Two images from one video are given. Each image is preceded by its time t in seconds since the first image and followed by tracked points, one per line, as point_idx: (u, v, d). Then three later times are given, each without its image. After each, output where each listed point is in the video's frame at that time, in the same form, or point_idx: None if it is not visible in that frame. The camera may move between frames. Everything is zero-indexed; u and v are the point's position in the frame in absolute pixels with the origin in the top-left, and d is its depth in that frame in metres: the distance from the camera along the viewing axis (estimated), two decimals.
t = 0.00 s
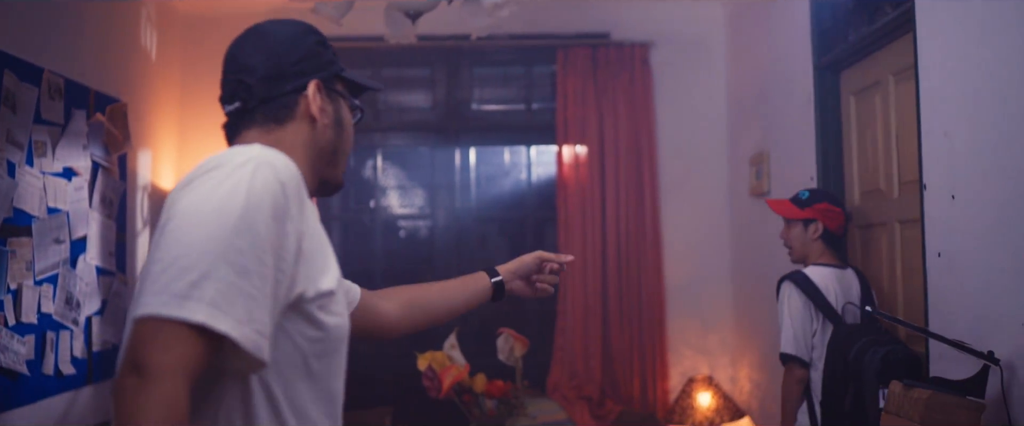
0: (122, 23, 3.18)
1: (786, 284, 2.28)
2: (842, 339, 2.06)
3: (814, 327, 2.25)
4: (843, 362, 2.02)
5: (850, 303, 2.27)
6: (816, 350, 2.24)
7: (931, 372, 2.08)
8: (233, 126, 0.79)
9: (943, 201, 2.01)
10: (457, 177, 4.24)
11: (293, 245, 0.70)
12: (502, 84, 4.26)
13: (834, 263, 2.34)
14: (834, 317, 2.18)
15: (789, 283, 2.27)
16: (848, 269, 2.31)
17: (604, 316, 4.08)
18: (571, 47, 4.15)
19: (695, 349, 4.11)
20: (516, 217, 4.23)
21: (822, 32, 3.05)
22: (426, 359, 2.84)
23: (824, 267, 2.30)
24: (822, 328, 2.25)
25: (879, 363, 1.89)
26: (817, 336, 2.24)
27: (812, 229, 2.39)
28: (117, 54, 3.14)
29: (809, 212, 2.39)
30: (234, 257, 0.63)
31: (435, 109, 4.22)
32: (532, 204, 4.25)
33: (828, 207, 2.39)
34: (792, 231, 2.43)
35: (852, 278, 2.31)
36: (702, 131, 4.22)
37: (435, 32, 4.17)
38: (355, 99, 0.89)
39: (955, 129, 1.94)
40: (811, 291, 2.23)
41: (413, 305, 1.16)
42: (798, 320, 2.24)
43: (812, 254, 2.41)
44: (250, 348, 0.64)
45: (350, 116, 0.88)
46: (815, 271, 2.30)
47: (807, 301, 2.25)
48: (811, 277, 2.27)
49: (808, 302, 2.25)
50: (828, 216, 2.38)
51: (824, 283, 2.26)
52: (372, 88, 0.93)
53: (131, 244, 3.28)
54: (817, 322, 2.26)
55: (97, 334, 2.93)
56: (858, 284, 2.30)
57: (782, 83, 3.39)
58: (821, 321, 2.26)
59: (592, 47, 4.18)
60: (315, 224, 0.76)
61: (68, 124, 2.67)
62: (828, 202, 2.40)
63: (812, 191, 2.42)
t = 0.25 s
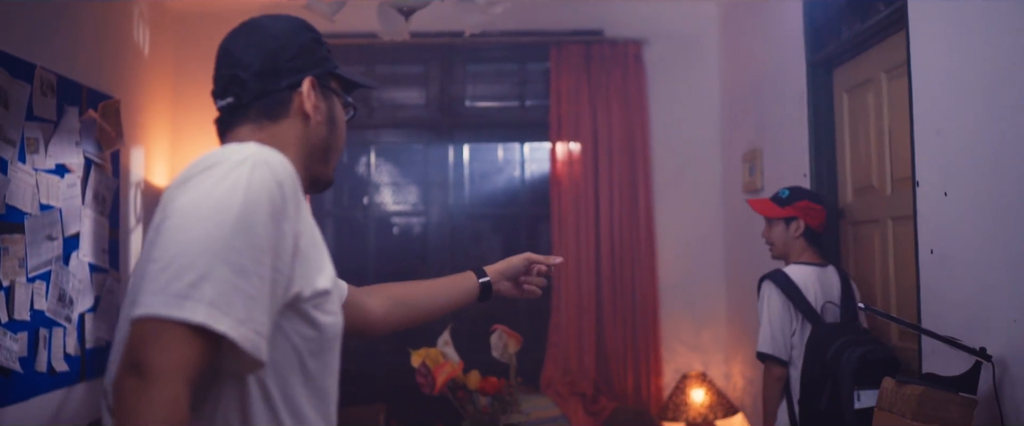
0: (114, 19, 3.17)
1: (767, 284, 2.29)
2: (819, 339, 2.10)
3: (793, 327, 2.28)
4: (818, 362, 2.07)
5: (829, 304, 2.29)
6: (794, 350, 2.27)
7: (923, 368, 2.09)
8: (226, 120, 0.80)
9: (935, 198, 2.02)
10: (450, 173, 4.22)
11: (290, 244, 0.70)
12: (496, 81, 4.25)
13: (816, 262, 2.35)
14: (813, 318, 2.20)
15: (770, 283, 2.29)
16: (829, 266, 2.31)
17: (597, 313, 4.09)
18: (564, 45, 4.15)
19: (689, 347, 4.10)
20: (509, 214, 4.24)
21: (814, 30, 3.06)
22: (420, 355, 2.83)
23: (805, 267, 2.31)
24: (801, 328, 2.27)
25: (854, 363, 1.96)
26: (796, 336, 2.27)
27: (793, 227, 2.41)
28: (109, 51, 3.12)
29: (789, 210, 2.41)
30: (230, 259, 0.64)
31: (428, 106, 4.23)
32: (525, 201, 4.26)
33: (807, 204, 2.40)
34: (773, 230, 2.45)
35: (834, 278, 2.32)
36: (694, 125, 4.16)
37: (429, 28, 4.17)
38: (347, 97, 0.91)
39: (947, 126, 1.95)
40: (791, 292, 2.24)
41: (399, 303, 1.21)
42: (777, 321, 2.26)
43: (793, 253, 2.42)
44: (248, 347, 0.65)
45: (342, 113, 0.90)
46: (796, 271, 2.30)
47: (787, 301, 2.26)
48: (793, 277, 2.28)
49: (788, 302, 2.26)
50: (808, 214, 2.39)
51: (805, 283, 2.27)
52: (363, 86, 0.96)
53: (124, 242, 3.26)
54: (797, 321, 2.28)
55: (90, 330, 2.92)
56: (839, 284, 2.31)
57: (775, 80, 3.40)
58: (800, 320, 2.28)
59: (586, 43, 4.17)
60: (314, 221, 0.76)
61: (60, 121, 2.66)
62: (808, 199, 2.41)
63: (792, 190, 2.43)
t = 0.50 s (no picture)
0: (107, 14, 3.15)
1: (744, 285, 2.32)
2: (798, 338, 2.13)
3: (773, 327, 2.29)
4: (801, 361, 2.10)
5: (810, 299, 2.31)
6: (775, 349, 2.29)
7: (916, 364, 2.10)
8: (215, 112, 0.78)
9: (928, 193, 2.02)
10: (445, 169, 4.24)
11: (291, 244, 0.70)
12: (491, 77, 4.26)
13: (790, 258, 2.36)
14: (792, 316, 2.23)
15: (747, 284, 2.31)
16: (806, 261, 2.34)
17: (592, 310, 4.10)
18: (559, 40, 4.15)
19: (683, 343, 4.13)
20: (503, 210, 4.24)
21: (809, 26, 3.06)
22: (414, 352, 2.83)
23: (780, 265, 2.33)
24: (780, 327, 2.29)
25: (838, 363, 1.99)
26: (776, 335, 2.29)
27: (762, 223, 2.41)
28: (102, 46, 3.11)
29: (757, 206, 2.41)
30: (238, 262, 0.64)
31: (423, 102, 4.21)
32: (519, 197, 4.25)
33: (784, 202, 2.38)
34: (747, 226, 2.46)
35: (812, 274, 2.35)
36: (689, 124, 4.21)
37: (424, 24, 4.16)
38: (337, 86, 0.88)
39: (940, 122, 1.96)
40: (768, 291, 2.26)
41: (382, 295, 1.15)
42: (758, 320, 2.28)
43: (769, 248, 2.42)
44: (257, 350, 0.65)
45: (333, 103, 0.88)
46: (773, 270, 2.33)
47: (764, 301, 2.29)
48: (771, 276, 2.30)
49: (766, 302, 2.29)
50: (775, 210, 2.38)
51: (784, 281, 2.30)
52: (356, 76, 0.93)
53: (117, 238, 3.25)
54: (776, 321, 2.30)
55: (83, 327, 2.91)
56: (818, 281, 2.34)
57: (769, 76, 3.41)
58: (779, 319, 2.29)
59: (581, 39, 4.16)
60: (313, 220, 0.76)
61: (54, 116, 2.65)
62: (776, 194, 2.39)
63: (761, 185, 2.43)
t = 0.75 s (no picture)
0: (101, 10, 3.14)
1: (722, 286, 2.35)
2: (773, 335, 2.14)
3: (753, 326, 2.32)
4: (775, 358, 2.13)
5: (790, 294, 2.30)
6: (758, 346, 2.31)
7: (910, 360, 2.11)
8: (209, 106, 0.78)
9: (923, 190, 2.03)
10: (440, 165, 4.22)
11: (290, 241, 0.70)
12: (485, 73, 4.24)
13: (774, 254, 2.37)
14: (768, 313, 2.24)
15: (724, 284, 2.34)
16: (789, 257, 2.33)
17: (586, 307, 4.11)
18: (554, 37, 4.15)
19: (677, 338, 4.15)
20: (497, 206, 4.23)
21: (803, 23, 3.06)
22: (408, 348, 2.82)
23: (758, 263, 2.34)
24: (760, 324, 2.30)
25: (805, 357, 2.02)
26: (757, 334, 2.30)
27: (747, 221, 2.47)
28: (96, 41, 3.09)
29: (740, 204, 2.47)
30: (236, 260, 0.64)
31: (417, 98, 4.20)
32: (513, 194, 4.25)
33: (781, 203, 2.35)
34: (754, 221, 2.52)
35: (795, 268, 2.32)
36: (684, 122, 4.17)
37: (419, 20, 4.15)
38: (329, 79, 0.88)
39: (934, 118, 1.96)
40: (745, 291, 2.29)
41: (371, 288, 1.13)
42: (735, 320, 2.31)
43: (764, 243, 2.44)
44: (257, 348, 0.65)
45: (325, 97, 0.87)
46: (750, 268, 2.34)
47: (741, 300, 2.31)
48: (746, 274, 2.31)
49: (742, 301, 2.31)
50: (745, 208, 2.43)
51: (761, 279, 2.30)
52: (348, 69, 0.92)
53: (111, 234, 3.24)
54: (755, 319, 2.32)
55: (76, 323, 2.90)
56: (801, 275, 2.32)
57: (763, 73, 3.41)
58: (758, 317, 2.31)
59: (576, 35, 4.16)
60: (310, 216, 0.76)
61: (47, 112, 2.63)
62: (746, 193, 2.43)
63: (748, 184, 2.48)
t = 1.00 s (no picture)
0: (98, 10, 3.14)
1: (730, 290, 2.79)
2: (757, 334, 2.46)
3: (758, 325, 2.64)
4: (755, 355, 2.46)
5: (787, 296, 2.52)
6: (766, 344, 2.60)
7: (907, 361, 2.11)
8: (211, 108, 0.78)
9: (919, 192, 2.03)
10: (437, 166, 4.22)
11: (292, 244, 0.70)
12: (480, 74, 4.22)
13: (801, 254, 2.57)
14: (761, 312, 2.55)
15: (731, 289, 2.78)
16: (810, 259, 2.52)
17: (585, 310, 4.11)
18: (551, 38, 4.14)
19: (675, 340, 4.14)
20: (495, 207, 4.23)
21: (800, 25, 3.07)
22: (405, 350, 2.82)
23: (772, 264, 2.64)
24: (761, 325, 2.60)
25: (762, 356, 2.36)
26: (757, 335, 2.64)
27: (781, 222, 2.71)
28: (93, 41, 3.09)
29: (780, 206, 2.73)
30: (239, 263, 0.64)
31: (415, 99, 4.22)
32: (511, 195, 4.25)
33: (805, 206, 2.54)
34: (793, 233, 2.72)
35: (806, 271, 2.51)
36: (682, 121, 4.12)
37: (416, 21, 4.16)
38: (331, 78, 0.87)
39: (931, 120, 1.97)
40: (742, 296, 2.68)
41: (372, 295, 1.14)
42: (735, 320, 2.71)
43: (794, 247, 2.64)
44: (259, 352, 0.65)
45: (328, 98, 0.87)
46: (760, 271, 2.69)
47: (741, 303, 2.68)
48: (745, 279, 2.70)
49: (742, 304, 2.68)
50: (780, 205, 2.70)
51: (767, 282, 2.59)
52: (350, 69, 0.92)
53: (108, 236, 3.23)
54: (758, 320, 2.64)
55: (73, 325, 2.89)
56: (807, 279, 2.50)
57: (760, 74, 3.42)
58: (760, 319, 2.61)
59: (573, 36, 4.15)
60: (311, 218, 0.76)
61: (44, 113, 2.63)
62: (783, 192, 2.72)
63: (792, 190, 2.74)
